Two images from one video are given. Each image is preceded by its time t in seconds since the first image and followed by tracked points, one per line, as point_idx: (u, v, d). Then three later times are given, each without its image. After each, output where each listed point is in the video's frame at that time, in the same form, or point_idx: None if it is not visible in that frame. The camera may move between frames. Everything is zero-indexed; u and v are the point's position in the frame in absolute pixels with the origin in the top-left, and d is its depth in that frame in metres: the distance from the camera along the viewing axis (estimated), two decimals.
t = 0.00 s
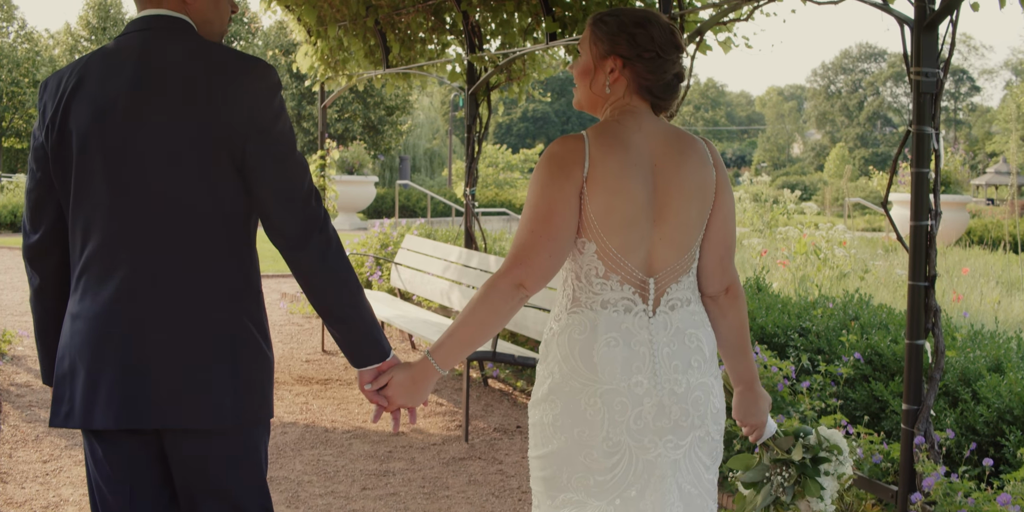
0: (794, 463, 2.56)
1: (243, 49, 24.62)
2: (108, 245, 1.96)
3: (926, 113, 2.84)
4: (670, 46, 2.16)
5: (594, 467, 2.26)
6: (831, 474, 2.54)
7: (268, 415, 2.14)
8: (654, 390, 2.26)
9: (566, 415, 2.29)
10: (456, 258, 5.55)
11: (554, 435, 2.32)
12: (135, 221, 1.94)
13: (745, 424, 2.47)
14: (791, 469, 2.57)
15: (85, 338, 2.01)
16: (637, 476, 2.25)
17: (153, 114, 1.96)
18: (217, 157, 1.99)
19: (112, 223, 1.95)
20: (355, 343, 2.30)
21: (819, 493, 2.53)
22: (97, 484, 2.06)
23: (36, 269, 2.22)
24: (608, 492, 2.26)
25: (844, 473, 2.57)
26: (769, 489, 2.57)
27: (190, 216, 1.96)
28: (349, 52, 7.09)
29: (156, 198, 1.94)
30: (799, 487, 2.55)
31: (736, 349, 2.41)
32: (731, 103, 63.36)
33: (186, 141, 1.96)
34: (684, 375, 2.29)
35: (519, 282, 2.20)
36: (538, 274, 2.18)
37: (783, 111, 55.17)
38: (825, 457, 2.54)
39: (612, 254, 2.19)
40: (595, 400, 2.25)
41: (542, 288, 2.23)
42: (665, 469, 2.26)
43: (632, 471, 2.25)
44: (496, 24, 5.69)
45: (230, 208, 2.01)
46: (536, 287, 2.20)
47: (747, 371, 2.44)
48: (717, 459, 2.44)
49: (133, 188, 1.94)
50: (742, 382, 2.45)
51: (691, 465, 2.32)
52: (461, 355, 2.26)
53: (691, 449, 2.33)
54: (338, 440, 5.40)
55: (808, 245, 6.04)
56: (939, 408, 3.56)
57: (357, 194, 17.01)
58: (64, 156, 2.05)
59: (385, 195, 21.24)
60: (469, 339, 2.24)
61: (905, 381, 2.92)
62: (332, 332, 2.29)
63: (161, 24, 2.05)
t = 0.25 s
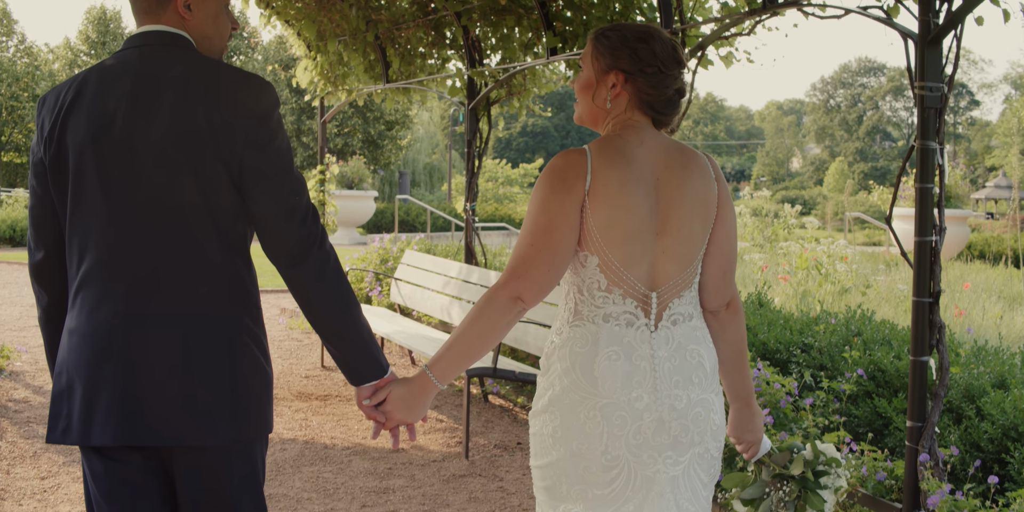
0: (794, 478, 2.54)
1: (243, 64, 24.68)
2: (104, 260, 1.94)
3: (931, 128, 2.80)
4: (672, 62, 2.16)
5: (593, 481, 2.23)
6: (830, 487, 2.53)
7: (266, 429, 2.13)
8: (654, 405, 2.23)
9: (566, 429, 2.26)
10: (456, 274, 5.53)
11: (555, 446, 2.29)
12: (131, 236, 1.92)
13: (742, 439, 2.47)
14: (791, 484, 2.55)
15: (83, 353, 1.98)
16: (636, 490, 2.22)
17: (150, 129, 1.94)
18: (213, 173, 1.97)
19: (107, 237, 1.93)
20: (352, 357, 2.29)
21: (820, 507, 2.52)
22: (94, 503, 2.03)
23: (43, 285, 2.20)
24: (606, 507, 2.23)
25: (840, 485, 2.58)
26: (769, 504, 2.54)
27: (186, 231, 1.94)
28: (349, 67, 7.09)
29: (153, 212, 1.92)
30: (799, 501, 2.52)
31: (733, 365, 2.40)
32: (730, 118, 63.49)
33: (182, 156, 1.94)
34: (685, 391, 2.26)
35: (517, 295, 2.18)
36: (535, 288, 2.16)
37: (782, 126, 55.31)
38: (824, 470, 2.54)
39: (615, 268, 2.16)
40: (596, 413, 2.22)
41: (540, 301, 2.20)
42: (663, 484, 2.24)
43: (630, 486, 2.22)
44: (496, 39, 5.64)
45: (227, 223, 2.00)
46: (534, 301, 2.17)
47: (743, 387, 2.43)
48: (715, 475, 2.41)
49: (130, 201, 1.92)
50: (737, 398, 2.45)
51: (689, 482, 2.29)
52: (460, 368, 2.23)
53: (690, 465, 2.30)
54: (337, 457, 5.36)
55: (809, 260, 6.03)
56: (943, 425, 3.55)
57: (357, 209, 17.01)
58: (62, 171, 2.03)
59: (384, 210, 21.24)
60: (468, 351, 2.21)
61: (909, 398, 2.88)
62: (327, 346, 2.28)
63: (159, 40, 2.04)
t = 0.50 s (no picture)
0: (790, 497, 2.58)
1: (240, 78, 24.69)
2: (99, 275, 1.91)
3: (932, 143, 2.80)
4: (669, 78, 2.14)
5: (589, 498, 2.20)
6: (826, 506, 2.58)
7: (264, 445, 2.10)
8: (649, 421, 2.20)
9: (562, 446, 2.24)
10: (453, 289, 5.50)
11: (551, 464, 2.27)
12: (127, 251, 1.89)
13: (735, 459, 2.47)
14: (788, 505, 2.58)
15: (79, 369, 1.95)
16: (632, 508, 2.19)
17: (147, 143, 1.92)
18: (211, 188, 1.95)
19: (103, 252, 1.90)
20: (347, 375, 2.27)
21: None
22: None
23: (40, 300, 2.18)
24: None
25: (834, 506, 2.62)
26: None
27: (183, 246, 1.92)
28: (346, 81, 7.09)
29: (149, 228, 1.90)
30: None
31: (729, 382, 2.38)
32: (727, 132, 63.69)
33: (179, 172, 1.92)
34: (681, 407, 2.23)
35: (513, 310, 2.16)
36: (530, 303, 2.14)
37: (779, 140, 55.47)
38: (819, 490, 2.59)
39: (611, 284, 2.14)
40: (592, 430, 2.20)
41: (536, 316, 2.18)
42: (659, 502, 2.21)
43: (626, 503, 2.19)
44: (494, 53, 5.62)
45: (224, 239, 1.97)
46: (529, 316, 2.16)
47: (736, 405, 2.43)
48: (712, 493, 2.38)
49: (127, 216, 1.89)
50: (730, 415, 2.44)
51: (686, 498, 2.26)
52: (457, 383, 2.21)
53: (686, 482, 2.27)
54: (334, 473, 5.30)
55: (808, 275, 6.01)
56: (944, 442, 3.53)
57: (354, 223, 16.98)
58: (58, 186, 2.01)
59: (381, 224, 21.20)
60: (465, 367, 2.19)
61: (911, 415, 2.86)
62: (323, 365, 2.26)
63: (157, 55, 2.02)
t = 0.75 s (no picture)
0: None
1: (240, 92, 24.74)
2: (101, 293, 1.90)
3: (936, 157, 2.77)
4: (666, 95, 2.14)
5: None
6: None
7: (265, 464, 2.09)
8: (646, 438, 2.18)
9: (559, 464, 2.21)
10: (453, 304, 5.49)
11: (549, 482, 2.24)
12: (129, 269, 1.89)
13: (733, 478, 2.47)
14: None
15: (81, 388, 1.93)
16: None
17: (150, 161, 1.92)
18: (213, 206, 1.95)
19: (104, 270, 1.89)
20: (347, 395, 2.27)
21: None
22: None
23: (40, 319, 2.16)
24: None
25: None
26: None
27: (187, 264, 1.91)
28: (346, 95, 7.09)
29: (151, 246, 1.89)
30: None
31: (726, 400, 2.37)
32: (726, 145, 63.85)
33: (181, 190, 1.92)
34: (678, 423, 2.21)
35: (512, 327, 2.14)
36: (529, 322, 2.13)
37: (777, 153, 55.58)
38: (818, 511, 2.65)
39: (606, 301, 2.13)
40: (588, 447, 2.17)
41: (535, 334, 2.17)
42: None
43: None
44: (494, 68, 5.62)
45: (226, 257, 1.97)
46: (529, 334, 2.14)
47: (735, 424, 2.41)
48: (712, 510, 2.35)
49: (130, 234, 1.89)
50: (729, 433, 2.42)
51: None
52: (459, 402, 2.20)
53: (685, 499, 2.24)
54: (334, 490, 5.26)
55: (809, 290, 5.99)
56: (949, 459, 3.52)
57: (353, 237, 16.97)
58: (58, 203, 2.00)
59: (381, 238, 21.19)
60: (466, 386, 2.18)
61: (916, 432, 2.81)
62: (324, 384, 2.24)
63: (160, 72, 2.02)
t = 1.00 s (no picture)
0: None
1: (239, 107, 24.79)
2: (106, 314, 1.89)
3: (940, 173, 2.65)
4: (663, 116, 2.13)
5: None
6: None
7: (266, 486, 2.07)
8: (640, 457, 2.16)
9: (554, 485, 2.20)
10: (453, 319, 5.46)
11: (545, 503, 2.22)
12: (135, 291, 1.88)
13: (731, 500, 2.44)
14: None
15: (85, 408, 1.92)
16: None
17: (155, 181, 1.91)
18: (218, 227, 1.93)
19: (111, 292, 1.89)
20: (347, 415, 2.24)
21: None
22: None
23: (41, 339, 2.15)
24: None
25: None
26: None
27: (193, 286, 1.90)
28: (345, 110, 7.10)
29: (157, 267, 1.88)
30: None
31: (723, 420, 2.35)
32: (724, 159, 63.99)
33: (186, 211, 1.91)
34: (673, 442, 2.19)
35: (512, 350, 2.15)
36: (528, 342, 2.13)
37: (776, 168, 55.69)
38: None
39: (599, 323, 2.12)
40: (583, 466, 2.15)
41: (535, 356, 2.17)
42: None
43: None
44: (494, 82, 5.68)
45: (230, 278, 1.96)
46: (528, 355, 2.14)
47: (733, 445, 2.39)
48: None
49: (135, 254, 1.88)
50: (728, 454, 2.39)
51: None
52: (460, 423, 2.19)
53: None
54: (333, 507, 5.22)
55: (810, 305, 5.97)
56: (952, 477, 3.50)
57: (352, 252, 16.96)
58: (63, 223, 2.00)
59: (380, 252, 21.18)
60: (467, 407, 2.18)
61: (919, 450, 2.73)
62: (325, 405, 2.23)
63: (165, 93, 2.00)
